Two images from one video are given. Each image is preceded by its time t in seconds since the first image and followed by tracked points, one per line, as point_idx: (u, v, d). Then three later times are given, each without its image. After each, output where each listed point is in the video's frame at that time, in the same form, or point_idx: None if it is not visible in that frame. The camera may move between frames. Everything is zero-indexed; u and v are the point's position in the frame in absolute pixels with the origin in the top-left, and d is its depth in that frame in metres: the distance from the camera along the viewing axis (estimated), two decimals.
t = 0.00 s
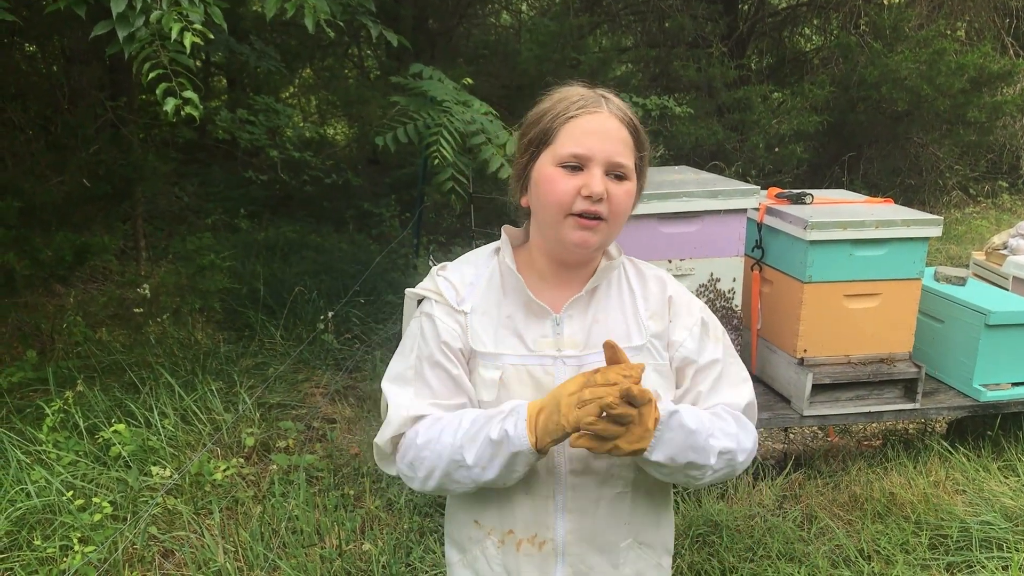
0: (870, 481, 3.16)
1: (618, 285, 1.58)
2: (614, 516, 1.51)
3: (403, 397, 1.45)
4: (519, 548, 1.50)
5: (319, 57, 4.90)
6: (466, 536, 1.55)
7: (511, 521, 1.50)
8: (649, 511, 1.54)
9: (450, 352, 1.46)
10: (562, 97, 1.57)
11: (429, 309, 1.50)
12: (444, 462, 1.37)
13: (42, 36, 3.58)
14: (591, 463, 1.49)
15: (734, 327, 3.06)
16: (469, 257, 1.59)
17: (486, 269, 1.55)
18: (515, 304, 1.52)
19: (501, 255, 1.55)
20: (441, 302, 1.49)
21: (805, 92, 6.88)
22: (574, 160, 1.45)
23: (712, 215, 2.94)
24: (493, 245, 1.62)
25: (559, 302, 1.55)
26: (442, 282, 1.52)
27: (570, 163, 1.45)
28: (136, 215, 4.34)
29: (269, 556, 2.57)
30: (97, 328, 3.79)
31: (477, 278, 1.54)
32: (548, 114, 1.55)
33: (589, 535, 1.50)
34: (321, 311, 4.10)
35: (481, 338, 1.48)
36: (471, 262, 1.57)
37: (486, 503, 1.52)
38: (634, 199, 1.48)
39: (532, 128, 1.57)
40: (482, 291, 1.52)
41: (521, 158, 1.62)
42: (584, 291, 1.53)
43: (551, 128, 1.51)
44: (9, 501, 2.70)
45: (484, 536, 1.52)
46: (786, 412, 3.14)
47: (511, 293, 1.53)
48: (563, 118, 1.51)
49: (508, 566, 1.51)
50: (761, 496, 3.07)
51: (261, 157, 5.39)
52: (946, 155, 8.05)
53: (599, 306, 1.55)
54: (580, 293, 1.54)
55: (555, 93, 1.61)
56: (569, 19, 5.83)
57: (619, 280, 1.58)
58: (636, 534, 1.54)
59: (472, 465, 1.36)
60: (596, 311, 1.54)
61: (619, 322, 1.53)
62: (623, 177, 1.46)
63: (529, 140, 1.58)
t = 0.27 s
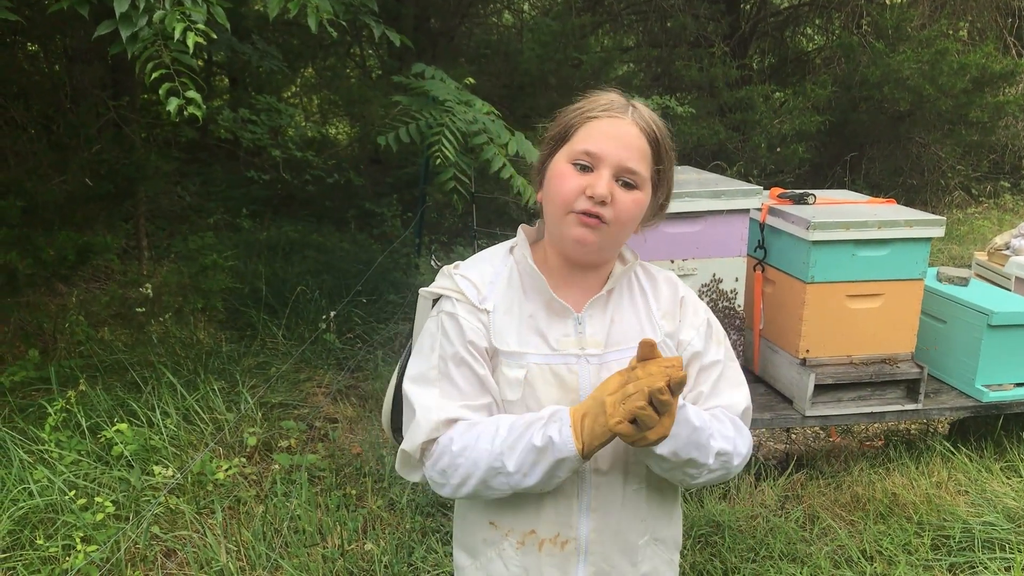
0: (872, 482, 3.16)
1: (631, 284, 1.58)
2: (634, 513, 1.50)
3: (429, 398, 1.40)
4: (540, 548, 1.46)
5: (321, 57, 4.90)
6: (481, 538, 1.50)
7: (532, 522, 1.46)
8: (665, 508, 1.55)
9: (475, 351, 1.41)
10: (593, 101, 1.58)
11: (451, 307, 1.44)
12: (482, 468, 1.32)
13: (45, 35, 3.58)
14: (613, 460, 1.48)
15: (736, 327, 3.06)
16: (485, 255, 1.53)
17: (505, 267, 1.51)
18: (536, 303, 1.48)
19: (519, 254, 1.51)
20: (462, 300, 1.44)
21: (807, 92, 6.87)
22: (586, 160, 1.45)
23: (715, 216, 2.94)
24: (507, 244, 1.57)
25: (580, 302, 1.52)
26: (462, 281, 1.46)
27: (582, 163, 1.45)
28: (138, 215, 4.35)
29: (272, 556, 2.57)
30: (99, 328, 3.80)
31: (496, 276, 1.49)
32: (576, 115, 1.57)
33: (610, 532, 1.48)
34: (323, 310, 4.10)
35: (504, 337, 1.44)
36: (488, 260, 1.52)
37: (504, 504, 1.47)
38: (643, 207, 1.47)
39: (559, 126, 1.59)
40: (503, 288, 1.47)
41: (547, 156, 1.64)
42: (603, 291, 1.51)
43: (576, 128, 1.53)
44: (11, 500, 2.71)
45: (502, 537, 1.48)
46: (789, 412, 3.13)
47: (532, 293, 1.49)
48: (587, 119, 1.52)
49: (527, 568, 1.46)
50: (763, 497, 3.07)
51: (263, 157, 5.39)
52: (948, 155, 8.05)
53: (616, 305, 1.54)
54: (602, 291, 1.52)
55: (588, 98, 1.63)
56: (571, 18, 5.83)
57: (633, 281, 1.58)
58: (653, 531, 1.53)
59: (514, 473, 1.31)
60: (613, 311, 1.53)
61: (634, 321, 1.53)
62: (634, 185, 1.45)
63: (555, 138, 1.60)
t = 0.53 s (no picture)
0: (873, 481, 3.15)
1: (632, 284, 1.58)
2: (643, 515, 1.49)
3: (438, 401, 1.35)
4: (547, 550, 1.45)
5: (321, 56, 4.89)
6: (486, 542, 1.49)
7: (539, 524, 1.45)
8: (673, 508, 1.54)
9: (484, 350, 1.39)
10: (589, 102, 1.55)
11: (458, 308, 1.42)
12: (483, 470, 1.25)
13: (44, 33, 3.57)
14: (623, 461, 1.47)
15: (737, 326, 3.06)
16: (488, 257, 1.52)
17: (508, 269, 1.50)
18: (542, 304, 1.48)
19: (522, 255, 1.50)
20: (469, 301, 1.42)
21: (807, 91, 6.86)
22: (586, 165, 1.43)
23: (715, 214, 2.93)
24: (507, 247, 1.57)
25: (585, 302, 1.51)
26: (467, 282, 1.45)
27: (583, 168, 1.43)
28: (138, 213, 4.34)
29: (270, 555, 2.56)
30: (98, 326, 3.79)
31: (501, 277, 1.48)
32: (575, 114, 1.54)
33: (619, 534, 1.47)
34: (322, 309, 4.09)
35: (512, 336, 1.42)
36: (491, 263, 1.51)
37: (510, 507, 1.46)
38: (643, 211, 1.46)
39: (556, 128, 1.56)
40: (509, 289, 1.46)
41: (543, 157, 1.61)
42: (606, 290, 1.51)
43: (575, 129, 1.50)
44: (10, 499, 2.70)
45: (508, 540, 1.47)
46: (789, 411, 3.13)
47: (537, 293, 1.48)
48: (585, 122, 1.49)
49: (534, 570, 1.46)
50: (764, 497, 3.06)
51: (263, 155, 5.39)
52: (949, 154, 8.04)
53: (620, 304, 1.54)
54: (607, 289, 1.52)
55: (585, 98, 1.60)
56: (571, 17, 5.82)
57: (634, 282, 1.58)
58: (661, 531, 1.53)
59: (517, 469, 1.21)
60: (617, 310, 1.53)
61: (639, 320, 1.53)
62: (635, 189, 1.44)
63: (552, 140, 1.57)
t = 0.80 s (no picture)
0: (872, 479, 3.15)
1: (635, 286, 1.57)
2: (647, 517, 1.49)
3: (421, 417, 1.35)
4: (550, 554, 1.46)
5: (320, 53, 4.88)
6: (488, 547, 1.49)
7: (541, 529, 1.45)
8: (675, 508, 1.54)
9: (483, 357, 1.38)
10: (598, 100, 1.52)
11: (459, 314, 1.41)
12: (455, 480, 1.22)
13: (43, 30, 3.56)
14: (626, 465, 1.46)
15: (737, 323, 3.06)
16: (489, 261, 1.51)
17: (510, 273, 1.49)
18: (546, 307, 1.48)
19: (525, 258, 1.49)
20: (469, 308, 1.41)
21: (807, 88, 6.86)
22: (610, 169, 1.41)
23: (715, 212, 2.93)
24: (510, 249, 1.55)
25: (589, 305, 1.51)
26: (469, 288, 1.43)
27: (607, 171, 1.41)
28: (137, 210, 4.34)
29: (270, 552, 2.56)
30: (98, 324, 3.79)
31: (504, 282, 1.47)
32: (586, 114, 1.50)
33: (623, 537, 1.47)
34: (322, 306, 4.09)
35: (517, 341, 1.41)
36: (492, 266, 1.49)
37: (512, 513, 1.46)
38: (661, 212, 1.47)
39: (566, 127, 1.52)
40: (511, 294, 1.45)
41: (547, 156, 1.57)
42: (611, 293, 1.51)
43: (589, 130, 1.46)
44: (9, 496, 2.70)
45: (510, 546, 1.47)
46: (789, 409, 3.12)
47: (542, 296, 1.48)
48: (600, 123, 1.46)
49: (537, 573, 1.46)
50: (763, 494, 3.06)
51: (262, 153, 5.38)
52: (949, 152, 8.04)
53: (623, 307, 1.53)
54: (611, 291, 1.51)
55: (589, 95, 1.56)
56: (571, 13, 5.81)
57: (637, 284, 1.58)
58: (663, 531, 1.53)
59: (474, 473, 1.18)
60: (621, 313, 1.52)
61: (643, 322, 1.52)
62: (656, 191, 1.44)
63: (560, 139, 1.53)
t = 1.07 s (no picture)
0: (871, 476, 3.15)
1: (625, 285, 1.57)
2: (644, 516, 1.48)
3: (468, 413, 1.34)
4: (548, 554, 1.45)
5: (319, 51, 4.87)
6: (486, 549, 1.49)
7: (539, 529, 1.45)
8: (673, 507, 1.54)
9: (480, 359, 1.37)
10: (583, 99, 1.51)
11: (450, 318, 1.41)
12: (528, 494, 1.30)
13: (41, 27, 3.55)
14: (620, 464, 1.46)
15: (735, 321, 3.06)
16: (479, 266, 1.51)
17: (500, 276, 1.49)
18: (536, 310, 1.47)
19: (515, 260, 1.49)
20: (463, 311, 1.41)
21: (806, 86, 6.86)
22: (591, 167, 1.40)
23: (714, 210, 2.92)
24: (500, 251, 1.55)
25: (579, 305, 1.51)
26: (459, 292, 1.44)
27: (589, 169, 1.41)
28: (135, 208, 4.33)
29: (268, 550, 2.56)
30: (96, 321, 3.78)
31: (494, 285, 1.47)
32: (571, 112, 1.50)
33: (619, 535, 1.47)
34: (320, 304, 4.09)
35: (506, 344, 1.41)
36: (482, 271, 1.50)
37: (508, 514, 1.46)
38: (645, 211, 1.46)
39: (551, 125, 1.52)
40: (502, 296, 1.45)
41: (533, 154, 1.57)
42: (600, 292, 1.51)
43: (573, 127, 1.46)
44: (7, 494, 2.70)
45: (508, 547, 1.47)
46: (787, 407, 3.12)
47: (531, 299, 1.47)
48: (583, 121, 1.46)
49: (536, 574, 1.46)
50: (762, 492, 3.06)
51: (261, 150, 5.37)
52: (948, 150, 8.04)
53: (614, 306, 1.53)
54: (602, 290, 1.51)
55: (576, 93, 1.55)
56: (570, 11, 5.81)
57: (627, 283, 1.58)
58: (662, 531, 1.52)
59: (559, 502, 1.30)
60: (611, 312, 1.52)
61: (633, 321, 1.52)
62: (639, 189, 1.43)
63: (545, 137, 1.53)
